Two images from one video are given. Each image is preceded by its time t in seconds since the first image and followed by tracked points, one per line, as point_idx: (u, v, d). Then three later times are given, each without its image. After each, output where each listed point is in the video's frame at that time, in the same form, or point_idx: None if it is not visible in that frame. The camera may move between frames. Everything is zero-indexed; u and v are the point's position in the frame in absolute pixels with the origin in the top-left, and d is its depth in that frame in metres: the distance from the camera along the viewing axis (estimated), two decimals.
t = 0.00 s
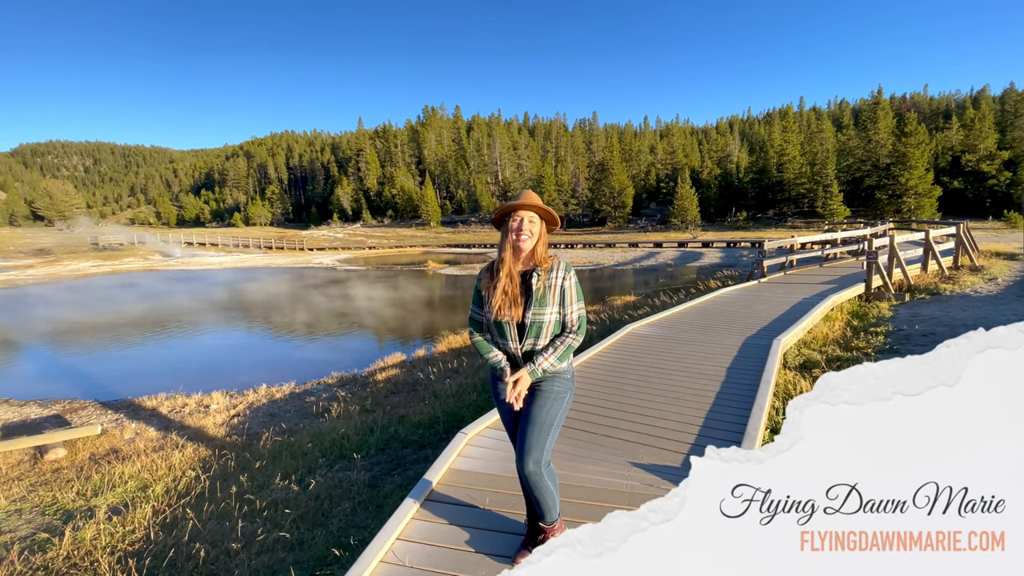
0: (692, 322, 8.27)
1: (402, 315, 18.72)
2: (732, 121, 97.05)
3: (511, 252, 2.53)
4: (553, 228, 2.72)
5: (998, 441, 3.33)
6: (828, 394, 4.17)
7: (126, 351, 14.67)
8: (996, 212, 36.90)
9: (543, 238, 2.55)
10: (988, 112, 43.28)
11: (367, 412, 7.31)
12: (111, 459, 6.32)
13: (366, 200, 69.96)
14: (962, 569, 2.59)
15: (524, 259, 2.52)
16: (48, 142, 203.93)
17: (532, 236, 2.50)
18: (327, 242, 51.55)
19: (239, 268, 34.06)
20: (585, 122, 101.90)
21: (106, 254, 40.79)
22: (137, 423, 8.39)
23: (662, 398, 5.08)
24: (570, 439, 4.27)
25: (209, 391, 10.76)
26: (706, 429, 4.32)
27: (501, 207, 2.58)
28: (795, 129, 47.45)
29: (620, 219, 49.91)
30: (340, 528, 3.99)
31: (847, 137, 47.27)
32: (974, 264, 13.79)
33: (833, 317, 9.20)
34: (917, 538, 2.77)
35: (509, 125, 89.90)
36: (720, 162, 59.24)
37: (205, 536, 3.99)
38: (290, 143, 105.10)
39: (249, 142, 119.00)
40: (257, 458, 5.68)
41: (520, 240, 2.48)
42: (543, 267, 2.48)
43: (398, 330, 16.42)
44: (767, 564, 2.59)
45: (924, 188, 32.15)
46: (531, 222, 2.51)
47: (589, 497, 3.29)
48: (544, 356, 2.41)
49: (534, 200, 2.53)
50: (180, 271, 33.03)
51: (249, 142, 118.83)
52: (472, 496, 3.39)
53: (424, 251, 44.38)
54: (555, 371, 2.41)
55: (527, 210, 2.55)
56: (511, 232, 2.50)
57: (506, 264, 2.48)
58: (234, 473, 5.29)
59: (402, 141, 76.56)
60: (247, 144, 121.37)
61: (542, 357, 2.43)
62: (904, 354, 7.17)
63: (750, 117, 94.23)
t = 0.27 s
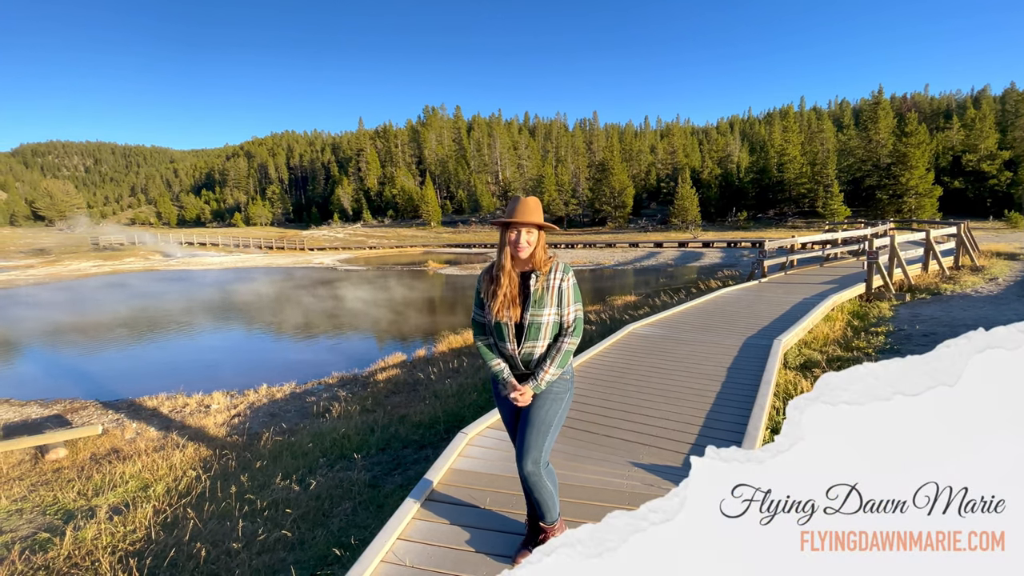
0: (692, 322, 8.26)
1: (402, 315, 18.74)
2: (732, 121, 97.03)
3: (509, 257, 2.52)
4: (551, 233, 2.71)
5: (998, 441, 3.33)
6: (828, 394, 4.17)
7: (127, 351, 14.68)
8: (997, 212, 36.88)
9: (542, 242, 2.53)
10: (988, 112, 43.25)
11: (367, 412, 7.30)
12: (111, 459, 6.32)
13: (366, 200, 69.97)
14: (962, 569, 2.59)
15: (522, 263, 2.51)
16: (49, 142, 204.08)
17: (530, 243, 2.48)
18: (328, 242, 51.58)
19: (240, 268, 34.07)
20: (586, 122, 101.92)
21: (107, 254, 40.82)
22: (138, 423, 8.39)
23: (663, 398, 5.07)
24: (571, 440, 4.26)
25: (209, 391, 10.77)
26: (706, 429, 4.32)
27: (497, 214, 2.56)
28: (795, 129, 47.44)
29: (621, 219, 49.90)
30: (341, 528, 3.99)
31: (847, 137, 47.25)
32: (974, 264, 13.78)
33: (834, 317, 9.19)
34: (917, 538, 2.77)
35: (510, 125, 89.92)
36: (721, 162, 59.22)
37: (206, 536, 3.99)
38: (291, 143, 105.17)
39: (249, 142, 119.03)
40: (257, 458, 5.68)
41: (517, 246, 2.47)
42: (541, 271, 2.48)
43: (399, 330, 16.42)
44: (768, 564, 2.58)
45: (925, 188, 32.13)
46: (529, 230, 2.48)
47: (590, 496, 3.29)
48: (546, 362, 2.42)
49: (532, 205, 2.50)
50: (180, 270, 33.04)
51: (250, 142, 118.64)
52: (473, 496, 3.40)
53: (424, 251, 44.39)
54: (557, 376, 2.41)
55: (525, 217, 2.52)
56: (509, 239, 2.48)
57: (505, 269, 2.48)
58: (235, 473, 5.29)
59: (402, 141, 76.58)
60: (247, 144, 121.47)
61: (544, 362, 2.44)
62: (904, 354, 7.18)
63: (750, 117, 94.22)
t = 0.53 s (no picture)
0: (693, 322, 8.25)
1: (403, 315, 18.75)
2: (732, 121, 96.99)
3: (510, 256, 2.52)
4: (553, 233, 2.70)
5: (998, 441, 3.33)
6: (828, 394, 4.17)
7: (128, 351, 14.68)
8: (997, 212, 36.88)
9: (543, 242, 2.52)
10: (989, 112, 43.23)
11: (368, 412, 7.31)
12: (112, 459, 6.32)
13: (366, 200, 69.98)
14: (962, 569, 2.59)
15: (524, 262, 2.51)
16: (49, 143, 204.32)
17: (531, 243, 2.47)
18: (328, 242, 51.59)
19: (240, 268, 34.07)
20: (586, 122, 101.95)
21: (107, 254, 40.84)
22: (138, 423, 8.39)
23: (664, 398, 5.07)
24: (572, 439, 4.26)
25: (210, 391, 10.77)
26: (707, 429, 4.32)
27: (500, 213, 2.55)
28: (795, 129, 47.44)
29: (621, 219, 49.89)
30: (342, 528, 3.99)
31: (847, 137, 47.22)
32: (975, 264, 13.76)
33: (835, 317, 9.17)
34: (916, 538, 2.77)
35: (510, 124, 89.94)
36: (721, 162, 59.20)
37: (207, 536, 3.99)
38: (291, 143, 105.21)
39: (250, 142, 119.07)
40: (258, 458, 5.68)
41: (519, 246, 2.46)
42: (543, 269, 2.48)
43: (399, 330, 16.41)
44: (769, 564, 2.58)
45: (926, 188, 32.11)
46: (531, 230, 2.47)
47: (591, 496, 3.30)
48: (546, 362, 2.42)
49: (534, 204, 2.49)
50: (181, 270, 33.05)
51: (250, 142, 118.67)
52: (474, 496, 3.40)
53: (424, 251, 44.38)
54: (556, 376, 2.42)
55: (527, 217, 2.52)
56: (510, 239, 2.48)
57: (506, 268, 2.48)
58: (236, 472, 5.30)
59: (403, 141, 76.61)
60: (248, 144, 121.52)
61: (544, 362, 2.44)
62: (905, 354, 7.17)
63: (751, 117, 94.22)
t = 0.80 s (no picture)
0: (693, 322, 8.25)
1: (404, 315, 18.73)
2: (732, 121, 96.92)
3: (511, 255, 2.52)
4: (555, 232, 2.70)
5: (1001, 442, 3.32)
6: (828, 395, 4.17)
7: (128, 350, 14.67)
8: (998, 212, 36.91)
9: (544, 240, 2.52)
10: (990, 112, 43.19)
11: (369, 411, 7.30)
12: (113, 459, 6.33)
13: (367, 199, 69.97)
14: (962, 569, 2.59)
15: (525, 261, 2.51)
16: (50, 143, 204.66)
17: (532, 241, 2.47)
18: (328, 242, 51.57)
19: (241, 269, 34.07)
20: (586, 122, 101.93)
21: (107, 254, 40.83)
22: (139, 423, 8.39)
23: (665, 398, 5.07)
24: (572, 439, 4.27)
25: (211, 391, 10.75)
26: (708, 429, 4.32)
27: (502, 212, 2.53)
28: (796, 128, 47.42)
29: (621, 219, 49.86)
30: (342, 528, 4.00)
31: (848, 137, 47.20)
32: (975, 264, 13.75)
33: (835, 317, 9.17)
34: (916, 538, 2.77)
35: (510, 124, 89.94)
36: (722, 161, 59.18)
37: (208, 535, 3.99)
38: (291, 143, 105.17)
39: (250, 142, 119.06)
40: (259, 458, 5.68)
41: (520, 246, 2.46)
42: (543, 268, 2.49)
43: (400, 330, 16.42)
44: (769, 564, 2.58)
45: (927, 188, 32.08)
46: (531, 229, 2.47)
47: (591, 496, 3.30)
48: (546, 361, 2.41)
49: (536, 204, 2.49)
50: (181, 271, 33.07)
51: (250, 142, 118.66)
52: (474, 496, 3.40)
53: (425, 251, 44.38)
54: (557, 375, 2.42)
55: (528, 216, 2.52)
56: (511, 236, 2.48)
57: (507, 268, 2.49)
58: (237, 472, 5.30)
59: (403, 141, 76.61)
60: (248, 144, 121.51)
61: (544, 361, 2.44)
62: (906, 354, 7.16)
63: (751, 117, 94.16)
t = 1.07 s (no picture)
0: (694, 322, 8.24)
1: (405, 315, 18.72)
2: (733, 120, 96.88)
3: (512, 254, 2.53)
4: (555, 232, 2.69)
5: (1000, 442, 3.32)
6: (828, 395, 4.17)
7: (130, 351, 14.69)
8: (999, 211, 36.91)
9: (544, 240, 2.53)
10: (991, 111, 43.14)
11: (369, 412, 7.31)
12: (114, 459, 6.33)
13: (367, 200, 70.01)
14: (963, 569, 2.59)
15: (525, 261, 2.51)
16: (51, 144, 205.06)
17: (533, 239, 2.47)
18: (329, 242, 51.62)
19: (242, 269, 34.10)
20: (587, 121, 101.95)
21: (109, 254, 40.88)
22: (140, 423, 8.40)
23: (665, 397, 5.07)
24: (572, 439, 4.27)
25: (212, 391, 10.75)
26: (708, 428, 4.33)
27: (503, 211, 2.53)
28: (797, 128, 47.40)
29: (622, 219, 49.87)
30: (343, 528, 3.99)
31: (848, 136, 47.17)
32: (976, 264, 13.74)
33: (836, 317, 9.16)
34: (917, 538, 2.77)
35: (511, 124, 89.96)
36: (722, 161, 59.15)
37: (209, 535, 4.00)
38: (292, 143, 105.28)
39: (251, 143, 119.18)
40: (260, 458, 5.69)
41: (521, 244, 2.46)
42: (544, 267, 2.49)
43: (401, 330, 16.43)
44: (769, 564, 2.58)
45: (927, 188, 32.07)
46: (531, 228, 2.47)
47: (592, 497, 3.30)
48: (546, 360, 2.41)
49: (535, 204, 2.49)
50: (182, 271, 33.09)
51: (251, 142, 118.76)
52: (475, 496, 3.40)
53: (426, 251, 44.41)
54: (557, 373, 2.42)
55: (528, 216, 2.52)
56: (511, 235, 2.48)
57: (508, 267, 2.49)
58: (238, 472, 5.30)
59: (404, 141, 76.65)
60: (249, 144, 121.64)
61: (544, 359, 2.43)
62: (907, 354, 7.15)
63: (752, 117, 94.19)
